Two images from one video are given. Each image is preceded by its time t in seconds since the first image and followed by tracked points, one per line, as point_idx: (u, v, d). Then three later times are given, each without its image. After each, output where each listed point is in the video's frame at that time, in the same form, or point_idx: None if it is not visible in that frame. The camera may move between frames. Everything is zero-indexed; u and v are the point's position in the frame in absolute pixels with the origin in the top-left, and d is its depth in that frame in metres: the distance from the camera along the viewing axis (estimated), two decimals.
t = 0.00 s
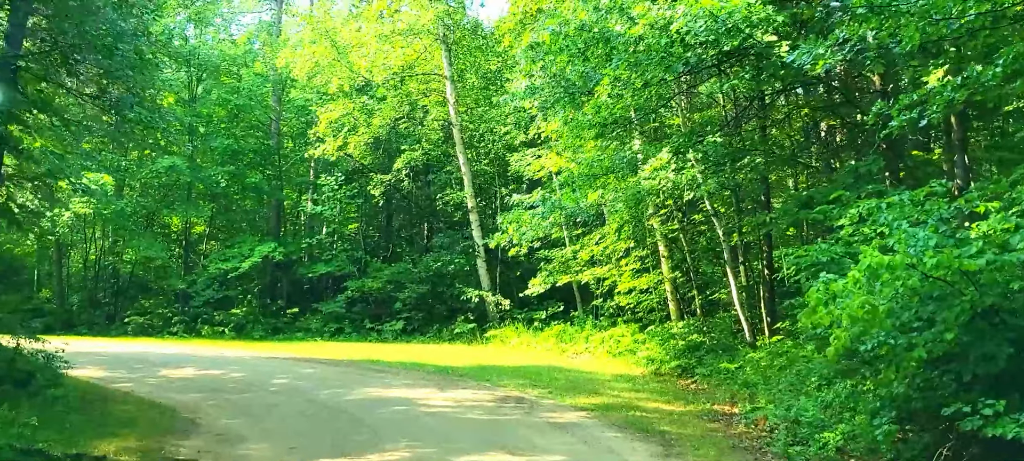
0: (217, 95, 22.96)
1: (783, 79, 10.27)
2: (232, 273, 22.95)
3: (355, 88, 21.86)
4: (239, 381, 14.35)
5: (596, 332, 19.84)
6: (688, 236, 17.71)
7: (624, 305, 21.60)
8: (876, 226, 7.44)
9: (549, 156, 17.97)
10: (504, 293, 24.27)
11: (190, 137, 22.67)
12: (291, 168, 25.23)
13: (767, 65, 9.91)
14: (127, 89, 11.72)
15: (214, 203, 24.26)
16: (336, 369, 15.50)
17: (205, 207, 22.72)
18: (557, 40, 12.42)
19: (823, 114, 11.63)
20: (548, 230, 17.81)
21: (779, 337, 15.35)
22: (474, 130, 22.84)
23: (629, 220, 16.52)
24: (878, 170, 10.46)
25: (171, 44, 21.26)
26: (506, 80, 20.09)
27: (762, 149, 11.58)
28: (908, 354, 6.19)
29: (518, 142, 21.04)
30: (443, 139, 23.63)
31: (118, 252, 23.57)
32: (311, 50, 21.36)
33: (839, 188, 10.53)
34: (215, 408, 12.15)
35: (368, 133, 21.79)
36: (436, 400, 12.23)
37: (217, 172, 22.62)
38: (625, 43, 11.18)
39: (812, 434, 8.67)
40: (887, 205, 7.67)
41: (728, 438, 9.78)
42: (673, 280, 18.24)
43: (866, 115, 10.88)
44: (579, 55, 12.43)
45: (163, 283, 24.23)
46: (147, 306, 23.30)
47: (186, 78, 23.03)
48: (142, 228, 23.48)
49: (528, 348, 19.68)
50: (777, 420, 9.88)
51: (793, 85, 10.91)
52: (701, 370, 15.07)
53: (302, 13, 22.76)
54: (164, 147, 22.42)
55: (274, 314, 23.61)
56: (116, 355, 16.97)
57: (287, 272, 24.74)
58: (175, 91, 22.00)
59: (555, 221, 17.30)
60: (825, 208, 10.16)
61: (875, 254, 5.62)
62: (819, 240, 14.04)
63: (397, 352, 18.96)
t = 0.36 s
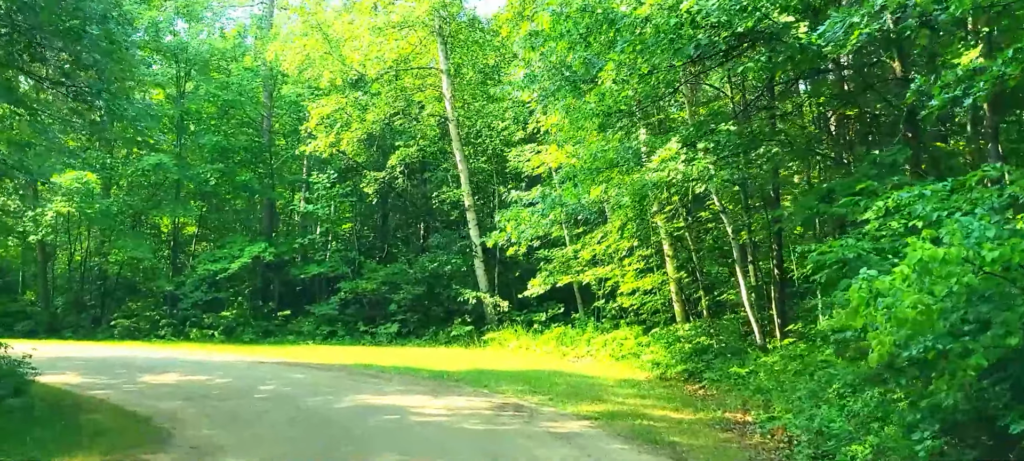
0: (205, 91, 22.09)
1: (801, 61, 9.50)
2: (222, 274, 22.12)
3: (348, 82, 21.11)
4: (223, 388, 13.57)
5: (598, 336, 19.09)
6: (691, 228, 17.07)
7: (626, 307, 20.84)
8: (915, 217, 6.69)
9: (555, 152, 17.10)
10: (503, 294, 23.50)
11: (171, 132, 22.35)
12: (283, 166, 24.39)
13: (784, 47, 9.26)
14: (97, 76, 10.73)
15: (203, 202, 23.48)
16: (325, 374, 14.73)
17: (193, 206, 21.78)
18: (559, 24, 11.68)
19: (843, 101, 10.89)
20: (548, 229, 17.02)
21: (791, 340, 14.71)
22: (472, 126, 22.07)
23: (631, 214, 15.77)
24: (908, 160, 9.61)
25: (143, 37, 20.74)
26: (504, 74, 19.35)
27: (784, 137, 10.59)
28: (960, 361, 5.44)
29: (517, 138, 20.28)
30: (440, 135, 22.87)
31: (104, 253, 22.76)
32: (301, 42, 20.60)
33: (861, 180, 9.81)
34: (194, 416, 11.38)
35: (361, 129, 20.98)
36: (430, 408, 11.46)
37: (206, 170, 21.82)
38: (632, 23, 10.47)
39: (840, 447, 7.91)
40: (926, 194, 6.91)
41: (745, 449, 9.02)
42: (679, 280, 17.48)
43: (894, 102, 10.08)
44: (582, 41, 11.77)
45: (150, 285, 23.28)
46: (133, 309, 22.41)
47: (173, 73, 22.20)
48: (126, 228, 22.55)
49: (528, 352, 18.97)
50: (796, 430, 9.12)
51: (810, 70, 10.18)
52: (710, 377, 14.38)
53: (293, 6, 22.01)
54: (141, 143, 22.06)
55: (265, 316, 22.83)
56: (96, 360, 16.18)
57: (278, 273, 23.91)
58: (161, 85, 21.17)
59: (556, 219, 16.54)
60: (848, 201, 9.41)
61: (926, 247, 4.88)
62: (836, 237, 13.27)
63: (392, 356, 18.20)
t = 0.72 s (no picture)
0: (194, 87, 21.25)
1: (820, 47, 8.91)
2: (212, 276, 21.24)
3: (341, 78, 20.40)
4: (206, 396, 12.82)
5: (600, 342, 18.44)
6: (697, 225, 16.54)
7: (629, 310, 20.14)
8: (963, 210, 5.98)
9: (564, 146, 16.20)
10: (502, 297, 22.77)
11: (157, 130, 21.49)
12: (276, 165, 23.56)
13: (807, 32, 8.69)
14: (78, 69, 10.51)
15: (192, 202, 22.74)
16: (314, 381, 14.01)
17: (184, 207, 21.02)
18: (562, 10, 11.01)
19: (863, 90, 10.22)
20: (548, 228, 16.30)
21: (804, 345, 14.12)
22: (470, 124, 21.34)
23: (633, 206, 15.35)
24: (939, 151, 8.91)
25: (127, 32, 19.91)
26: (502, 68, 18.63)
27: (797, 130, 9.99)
28: None
29: (516, 135, 19.59)
30: (436, 133, 22.13)
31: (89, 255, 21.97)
32: (292, 37, 19.90)
33: (886, 173, 9.13)
34: (172, 427, 10.62)
35: (354, 126, 20.25)
36: (424, 418, 10.73)
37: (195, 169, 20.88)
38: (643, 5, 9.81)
39: None
40: (974, 184, 6.20)
41: None
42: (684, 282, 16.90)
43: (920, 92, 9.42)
44: (586, 29, 11.13)
45: (138, 289, 22.32)
46: (120, 313, 21.50)
47: (163, 69, 21.37)
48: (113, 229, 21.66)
49: (528, 357, 18.32)
50: (817, 444, 8.43)
51: (831, 55, 9.53)
52: (721, 384, 13.74)
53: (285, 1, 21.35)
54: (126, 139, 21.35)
55: (257, 320, 22.08)
56: (75, 366, 15.41)
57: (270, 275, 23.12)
58: (149, 80, 20.38)
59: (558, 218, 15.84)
60: (873, 196, 8.72)
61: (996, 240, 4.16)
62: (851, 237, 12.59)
63: (387, 361, 17.48)
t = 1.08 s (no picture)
0: (183, 83, 20.47)
1: (851, 19, 8.25)
2: (201, 278, 20.26)
3: (335, 73, 19.65)
4: (189, 403, 12.06)
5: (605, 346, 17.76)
6: (705, 221, 15.89)
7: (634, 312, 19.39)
8: None
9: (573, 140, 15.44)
10: (503, 299, 21.98)
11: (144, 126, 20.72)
12: (270, 163, 22.79)
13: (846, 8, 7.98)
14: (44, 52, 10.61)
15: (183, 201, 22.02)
16: (305, 387, 13.23)
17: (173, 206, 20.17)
18: None
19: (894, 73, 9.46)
20: (551, 226, 15.55)
21: (822, 349, 13.42)
22: (469, 120, 20.55)
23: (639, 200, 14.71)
24: (981, 137, 8.14)
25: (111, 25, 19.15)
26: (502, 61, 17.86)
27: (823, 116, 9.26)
28: None
29: (516, 131, 18.83)
30: (434, 129, 21.36)
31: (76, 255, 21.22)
32: (283, 28, 19.14)
33: (921, 161, 8.38)
34: (150, 437, 9.87)
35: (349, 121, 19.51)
36: (419, 429, 9.96)
37: (184, 166, 20.05)
38: None
39: None
40: None
41: None
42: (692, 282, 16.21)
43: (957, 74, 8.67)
44: (592, 11, 10.50)
45: (125, 292, 21.49)
46: (109, 316, 20.72)
47: (151, 63, 20.60)
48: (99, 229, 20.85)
49: (530, 361, 17.60)
50: (848, 458, 7.75)
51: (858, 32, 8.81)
52: (736, 390, 13.06)
53: None
54: (113, 136, 20.60)
55: (250, 323, 21.37)
56: (55, 371, 14.65)
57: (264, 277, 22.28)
58: (136, 75, 19.61)
59: (561, 215, 15.12)
60: (909, 188, 7.96)
61: None
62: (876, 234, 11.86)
63: (383, 366, 16.75)
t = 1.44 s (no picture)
0: (174, 78, 19.65)
1: None
2: (191, 281, 19.37)
3: (330, 67, 18.95)
4: (172, 413, 11.31)
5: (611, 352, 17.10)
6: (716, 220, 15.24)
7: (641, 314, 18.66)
8: None
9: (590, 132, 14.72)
10: (505, 301, 21.16)
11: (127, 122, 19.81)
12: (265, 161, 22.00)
13: None
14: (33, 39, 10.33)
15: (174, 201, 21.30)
16: (295, 394, 12.52)
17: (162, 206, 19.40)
18: None
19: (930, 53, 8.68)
20: (556, 225, 14.81)
21: (840, 353, 12.73)
22: (469, 115, 19.63)
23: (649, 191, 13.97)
24: None
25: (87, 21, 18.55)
26: (503, 53, 17.06)
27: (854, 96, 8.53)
28: None
29: (518, 127, 18.00)
30: (433, 125, 20.49)
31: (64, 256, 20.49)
32: (275, 21, 18.45)
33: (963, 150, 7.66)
34: (126, 451, 9.13)
35: (345, 118, 18.80)
36: (416, 442, 9.24)
37: (174, 164, 19.18)
38: None
39: None
40: None
41: None
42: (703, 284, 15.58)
43: (1000, 55, 7.91)
44: None
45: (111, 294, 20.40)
46: (98, 319, 20.00)
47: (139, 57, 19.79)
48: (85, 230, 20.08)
49: (534, 365, 16.92)
50: None
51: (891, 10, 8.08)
52: (753, 398, 12.39)
53: None
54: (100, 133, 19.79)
55: (244, 326, 20.68)
56: (34, 379, 13.89)
57: (257, 280, 21.41)
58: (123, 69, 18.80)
59: (567, 214, 14.42)
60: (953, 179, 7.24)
61: None
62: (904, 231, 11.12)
63: (381, 371, 16.03)
